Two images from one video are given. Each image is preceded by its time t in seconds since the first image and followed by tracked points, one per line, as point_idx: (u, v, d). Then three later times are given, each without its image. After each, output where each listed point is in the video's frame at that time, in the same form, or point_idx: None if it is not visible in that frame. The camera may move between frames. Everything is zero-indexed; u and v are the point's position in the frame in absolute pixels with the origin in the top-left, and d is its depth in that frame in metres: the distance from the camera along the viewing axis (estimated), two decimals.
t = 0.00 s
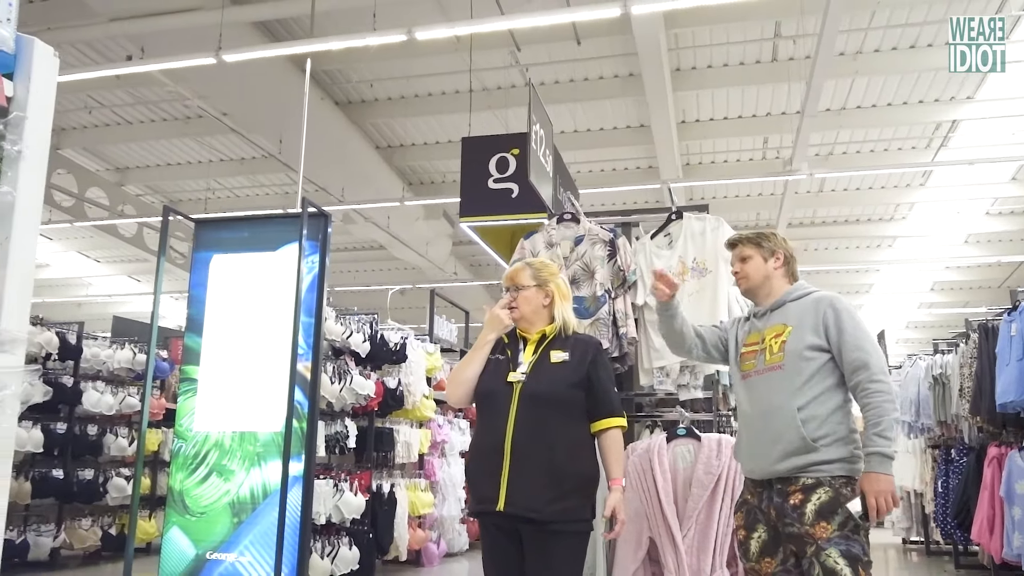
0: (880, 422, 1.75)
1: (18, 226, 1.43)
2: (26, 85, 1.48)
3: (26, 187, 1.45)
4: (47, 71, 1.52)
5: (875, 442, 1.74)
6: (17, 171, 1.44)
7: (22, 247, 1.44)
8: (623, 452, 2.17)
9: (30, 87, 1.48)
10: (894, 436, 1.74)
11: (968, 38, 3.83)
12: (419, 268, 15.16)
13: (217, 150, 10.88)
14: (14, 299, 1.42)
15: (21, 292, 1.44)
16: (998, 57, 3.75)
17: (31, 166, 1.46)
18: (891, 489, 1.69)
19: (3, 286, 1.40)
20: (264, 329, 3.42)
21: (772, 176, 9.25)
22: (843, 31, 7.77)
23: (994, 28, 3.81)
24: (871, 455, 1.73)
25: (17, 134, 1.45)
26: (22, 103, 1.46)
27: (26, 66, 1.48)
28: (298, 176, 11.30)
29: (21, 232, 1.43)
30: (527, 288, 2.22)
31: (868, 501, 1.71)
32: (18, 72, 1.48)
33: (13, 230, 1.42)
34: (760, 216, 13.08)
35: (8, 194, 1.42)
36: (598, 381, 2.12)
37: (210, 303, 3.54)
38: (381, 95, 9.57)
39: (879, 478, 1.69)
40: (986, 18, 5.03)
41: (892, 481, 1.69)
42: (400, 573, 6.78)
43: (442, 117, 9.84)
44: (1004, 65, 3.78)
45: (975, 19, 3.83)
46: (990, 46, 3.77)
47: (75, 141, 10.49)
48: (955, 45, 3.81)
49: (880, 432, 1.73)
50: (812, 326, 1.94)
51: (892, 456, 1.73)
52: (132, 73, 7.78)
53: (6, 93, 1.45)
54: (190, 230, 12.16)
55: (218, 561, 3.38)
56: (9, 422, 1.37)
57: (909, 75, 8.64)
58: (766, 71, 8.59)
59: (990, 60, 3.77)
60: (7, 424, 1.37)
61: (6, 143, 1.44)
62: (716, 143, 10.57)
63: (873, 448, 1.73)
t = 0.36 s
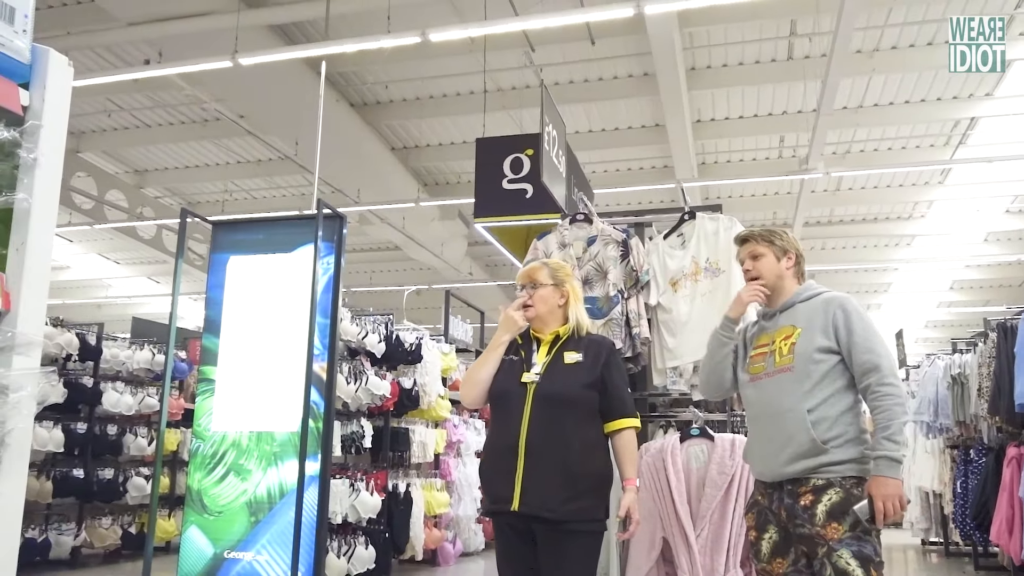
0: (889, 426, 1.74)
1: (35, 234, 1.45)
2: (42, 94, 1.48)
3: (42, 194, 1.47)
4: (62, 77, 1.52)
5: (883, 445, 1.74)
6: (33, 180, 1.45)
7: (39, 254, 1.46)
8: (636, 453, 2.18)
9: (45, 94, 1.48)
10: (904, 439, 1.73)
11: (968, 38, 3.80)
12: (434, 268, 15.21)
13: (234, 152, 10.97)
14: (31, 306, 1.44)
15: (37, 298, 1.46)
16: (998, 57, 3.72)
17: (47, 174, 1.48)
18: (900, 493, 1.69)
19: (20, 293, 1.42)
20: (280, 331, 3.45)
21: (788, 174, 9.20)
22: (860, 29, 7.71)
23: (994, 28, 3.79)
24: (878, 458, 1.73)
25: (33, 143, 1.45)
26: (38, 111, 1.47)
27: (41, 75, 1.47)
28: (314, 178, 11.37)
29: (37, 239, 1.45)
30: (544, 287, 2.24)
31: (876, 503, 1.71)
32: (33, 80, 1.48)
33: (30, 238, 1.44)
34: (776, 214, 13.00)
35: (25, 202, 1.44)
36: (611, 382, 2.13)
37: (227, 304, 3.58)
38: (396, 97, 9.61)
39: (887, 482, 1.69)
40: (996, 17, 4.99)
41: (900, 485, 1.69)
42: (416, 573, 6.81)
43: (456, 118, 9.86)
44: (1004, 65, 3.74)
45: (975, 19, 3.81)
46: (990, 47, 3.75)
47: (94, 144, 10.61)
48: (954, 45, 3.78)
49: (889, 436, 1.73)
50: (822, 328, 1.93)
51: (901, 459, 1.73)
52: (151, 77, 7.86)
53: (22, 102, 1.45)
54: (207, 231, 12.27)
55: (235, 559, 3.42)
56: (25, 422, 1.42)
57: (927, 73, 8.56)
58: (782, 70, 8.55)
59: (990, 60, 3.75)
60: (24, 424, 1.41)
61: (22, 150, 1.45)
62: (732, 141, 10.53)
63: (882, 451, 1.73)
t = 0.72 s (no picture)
0: (898, 426, 1.72)
1: (37, 233, 1.42)
2: (45, 93, 1.44)
3: (46, 195, 1.44)
4: (65, 77, 1.48)
5: (892, 445, 1.72)
6: (35, 179, 1.42)
7: (41, 254, 1.43)
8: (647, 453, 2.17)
9: (48, 93, 1.45)
10: (914, 439, 1.71)
11: (968, 38, 3.76)
12: (445, 268, 15.21)
13: (246, 153, 11.01)
14: (33, 308, 1.41)
15: (38, 298, 1.43)
16: (997, 57, 3.68)
17: (50, 174, 1.44)
18: (911, 494, 1.66)
19: (22, 293, 1.40)
20: (291, 331, 3.46)
21: (801, 173, 9.15)
22: (872, 26, 7.66)
23: (994, 28, 3.75)
24: (889, 459, 1.71)
25: (36, 142, 1.42)
26: (40, 111, 1.44)
27: (44, 74, 1.44)
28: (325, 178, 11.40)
29: (40, 239, 1.42)
30: (558, 285, 2.23)
31: (885, 504, 1.68)
32: (36, 79, 1.45)
33: (32, 238, 1.41)
34: (788, 213, 12.93)
35: (27, 201, 1.41)
36: (622, 382, 2.12)
37: (238, 304, 3.60)
38: (406, 97, 9.62)
39: (897, 482, 1.67)
40: (1003, 15, 4.95)
41: (910, 486, 1.67)
42: (427, 573, 6.81)
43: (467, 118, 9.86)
44: (1005, 65, 3.72)
45: (975, 19, 3.76)
46: (990, 47, 3.71)
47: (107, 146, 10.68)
48: (954, 45, 3.74)
49: (898, 436, 1.71)
50: (829, 327, 1.92)
51: (911, 460, 1.70)
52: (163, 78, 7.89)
53: (24, 101, 1.42)
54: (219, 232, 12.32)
55: (247, 558, 3.43)
56: (27, 423, 1.38)
57: (940, 69, 8.49)
58: (793, 68, 8.50)
59: (990, 60, 3.71)
60: (26, 426, 1.39)
61: (24, 150, 1.42)
62: (744, 140, 10.48)
63: (891, 451, 1.71)
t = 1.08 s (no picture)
0: (895, 424, 1.72)
1: (31, 232, 1.41)
2: (39, 92, 1.44)
3: (40, 194, 1.43)
4: (60, 76, 1.48)
5: (889, 443, 1.71)
6: (30, 177, 1.41)
7: (34, 254, 1.42)
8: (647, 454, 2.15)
9: (42, 92, 1.44)
10: (911, 438, 1.70)
11: (968, 38, 3.75)
12: (446, 268, 15.21)
13: (246, 153, 11.01)
14: (26, 307, 1.40)
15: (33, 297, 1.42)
16: (998, 57, 3.67)
17: (44, 174, 1.44)
18: (905, 492, 1.66)
19: (16, 293, 1.38)
20: (291, 331, 3.45)
21: (801, 172, 9.14)
22: (873, 25, 7.65)
23: (995, 28, 3.74)
24: (883, 457, 1.70)
25: (30, 141, 1.41)
26: (34, 109, 1.43)
27: (38, 72, 1.44)
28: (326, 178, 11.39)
29: (34, 238, 1.42)
30: (560, 285, 2.22)
31: (879, 501, 1.68)
32: (30, 78, 1.44)
33: (27, 236, 1.40)
34: (789, 213, 12.92)
35: (22, 199, 1.40)
36: (623, 382, 2.11)
37: (239, 304, 3.59)
38: (407, 97, 9.62)
39: (892, 480, 1.67)
40: (1004, 15, 4.95)
41: (905, 484, 1.66)
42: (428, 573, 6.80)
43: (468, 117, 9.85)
44: (1005, 65, 3.71)
45: (975, 19, 3.76)
46: (991, 46, 3.70)
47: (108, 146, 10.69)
48: (954, 45, 3.73)
49: (895, 433, 1.70)
50: (828, 326, 1.91)
51: (907, 458, 1.70)
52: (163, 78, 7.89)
53: (19, 100, 1.41)
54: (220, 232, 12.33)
55: (247, 558, 3.43)
56: (21, 422, 1.37)
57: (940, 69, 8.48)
58: (794, 68, 8.50)
59: (991, 60, 3.70)
60: (19, 425, 1.37)
61: (18, 149, 1.41)
62: (745, 140, 10.47)
63: (887, 449, 1.70)
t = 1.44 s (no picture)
0: (875, 422, 1.73)
1: (8, 232, 1.38)
2: (16, 92, 1.42)
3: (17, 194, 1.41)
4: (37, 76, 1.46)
5: (870, 441, 1.73)
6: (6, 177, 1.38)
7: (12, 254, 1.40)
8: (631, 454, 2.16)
9: (19, 90, 1.43)
10: (891, 435, 1.72)
11: (968, 38, 3.80)
12: (434, 268, 15.19)
13: (233, 152, 10.95)
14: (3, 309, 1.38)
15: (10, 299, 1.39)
16: (998, 57, 3.71)
17: (22, 172, 1.41)
18: (888, 489, 1.67)
19: None
20: (277, 330, 3.45)
21: (787, 174, 9.18)
22: (859, 28, 7.70)
23: (995, 27, 3.78)
24: (865, 454, 1.72)
25: (7, 140, 1.39)
26: (12, 109, 1.41)
27: (15, 72, 1.42)
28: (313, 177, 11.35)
29: (11, 238, 1.39)
30: (545, 285, 2.22)
31: (862, 498, 1.69)
32: (7, 78, 1.43)
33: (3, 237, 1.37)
34: (776, 214, 13.00)
35: None
36: (607, 382, 2.11)
37: (224, 303, 3.58)
38: (395, 96, 9.60)
39: (874, 477, 1.68)
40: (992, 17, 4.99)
41: (888, 481, 1.68)
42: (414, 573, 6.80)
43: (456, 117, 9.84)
44: (1005, 66, 3.74)
45: (975, 19, 3.80)
46: (991, 47, 3.74)
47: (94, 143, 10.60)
48: (954, 45, 3.77)
49: (876, 431, 1.72)
50: (808, 326, 1.93)
51: (888, 455, 1.72)
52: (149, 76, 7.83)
53: None
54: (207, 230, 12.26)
55: (232, 559, 3.41)
56: None
57: (925, 72, 8.55)
58: (781, 69, 8.54)
59: (989, 61, 3.73)
60: None
61: None
62: (733, 141, 10.51)
63: (868, 447, 1.72)
